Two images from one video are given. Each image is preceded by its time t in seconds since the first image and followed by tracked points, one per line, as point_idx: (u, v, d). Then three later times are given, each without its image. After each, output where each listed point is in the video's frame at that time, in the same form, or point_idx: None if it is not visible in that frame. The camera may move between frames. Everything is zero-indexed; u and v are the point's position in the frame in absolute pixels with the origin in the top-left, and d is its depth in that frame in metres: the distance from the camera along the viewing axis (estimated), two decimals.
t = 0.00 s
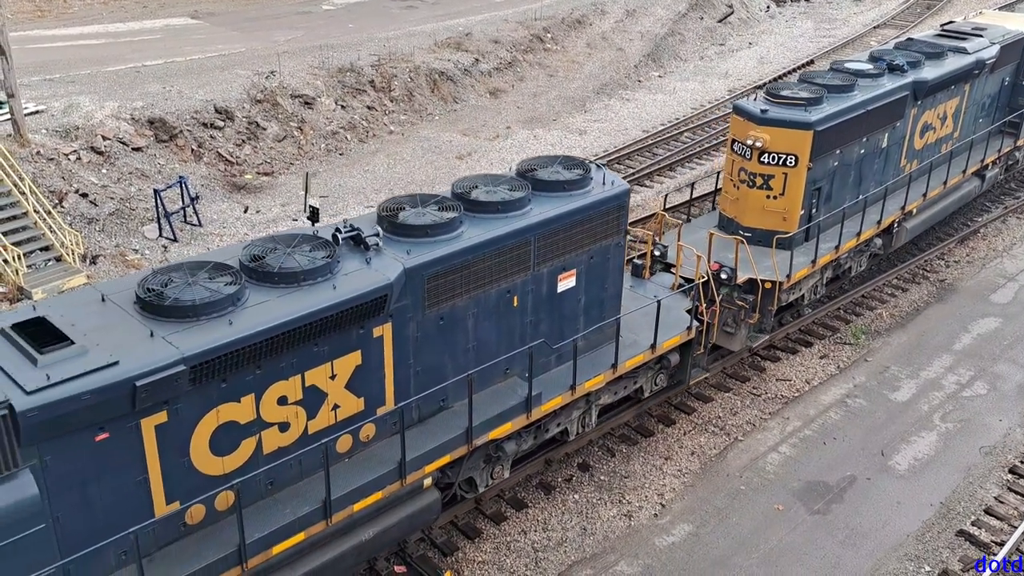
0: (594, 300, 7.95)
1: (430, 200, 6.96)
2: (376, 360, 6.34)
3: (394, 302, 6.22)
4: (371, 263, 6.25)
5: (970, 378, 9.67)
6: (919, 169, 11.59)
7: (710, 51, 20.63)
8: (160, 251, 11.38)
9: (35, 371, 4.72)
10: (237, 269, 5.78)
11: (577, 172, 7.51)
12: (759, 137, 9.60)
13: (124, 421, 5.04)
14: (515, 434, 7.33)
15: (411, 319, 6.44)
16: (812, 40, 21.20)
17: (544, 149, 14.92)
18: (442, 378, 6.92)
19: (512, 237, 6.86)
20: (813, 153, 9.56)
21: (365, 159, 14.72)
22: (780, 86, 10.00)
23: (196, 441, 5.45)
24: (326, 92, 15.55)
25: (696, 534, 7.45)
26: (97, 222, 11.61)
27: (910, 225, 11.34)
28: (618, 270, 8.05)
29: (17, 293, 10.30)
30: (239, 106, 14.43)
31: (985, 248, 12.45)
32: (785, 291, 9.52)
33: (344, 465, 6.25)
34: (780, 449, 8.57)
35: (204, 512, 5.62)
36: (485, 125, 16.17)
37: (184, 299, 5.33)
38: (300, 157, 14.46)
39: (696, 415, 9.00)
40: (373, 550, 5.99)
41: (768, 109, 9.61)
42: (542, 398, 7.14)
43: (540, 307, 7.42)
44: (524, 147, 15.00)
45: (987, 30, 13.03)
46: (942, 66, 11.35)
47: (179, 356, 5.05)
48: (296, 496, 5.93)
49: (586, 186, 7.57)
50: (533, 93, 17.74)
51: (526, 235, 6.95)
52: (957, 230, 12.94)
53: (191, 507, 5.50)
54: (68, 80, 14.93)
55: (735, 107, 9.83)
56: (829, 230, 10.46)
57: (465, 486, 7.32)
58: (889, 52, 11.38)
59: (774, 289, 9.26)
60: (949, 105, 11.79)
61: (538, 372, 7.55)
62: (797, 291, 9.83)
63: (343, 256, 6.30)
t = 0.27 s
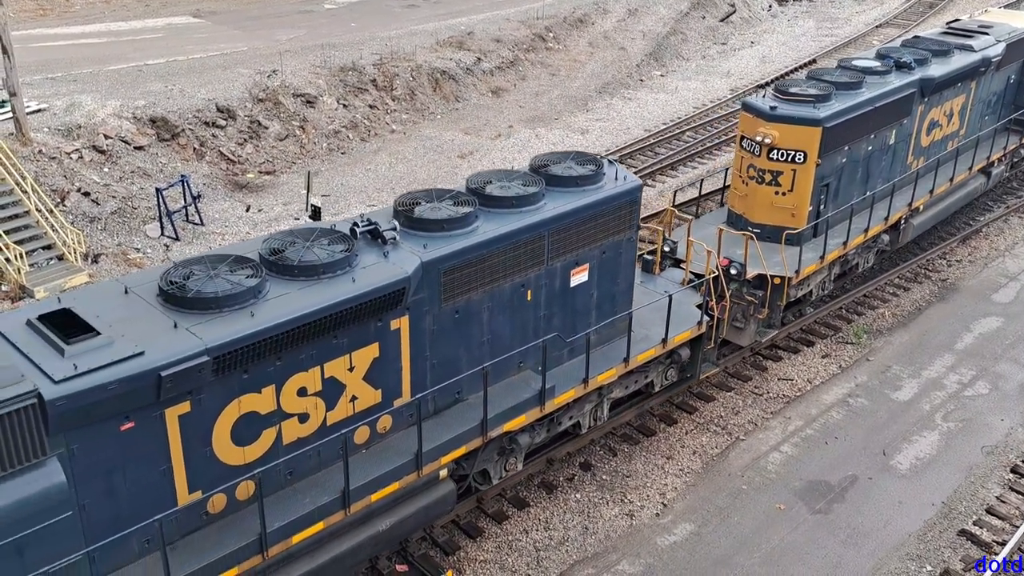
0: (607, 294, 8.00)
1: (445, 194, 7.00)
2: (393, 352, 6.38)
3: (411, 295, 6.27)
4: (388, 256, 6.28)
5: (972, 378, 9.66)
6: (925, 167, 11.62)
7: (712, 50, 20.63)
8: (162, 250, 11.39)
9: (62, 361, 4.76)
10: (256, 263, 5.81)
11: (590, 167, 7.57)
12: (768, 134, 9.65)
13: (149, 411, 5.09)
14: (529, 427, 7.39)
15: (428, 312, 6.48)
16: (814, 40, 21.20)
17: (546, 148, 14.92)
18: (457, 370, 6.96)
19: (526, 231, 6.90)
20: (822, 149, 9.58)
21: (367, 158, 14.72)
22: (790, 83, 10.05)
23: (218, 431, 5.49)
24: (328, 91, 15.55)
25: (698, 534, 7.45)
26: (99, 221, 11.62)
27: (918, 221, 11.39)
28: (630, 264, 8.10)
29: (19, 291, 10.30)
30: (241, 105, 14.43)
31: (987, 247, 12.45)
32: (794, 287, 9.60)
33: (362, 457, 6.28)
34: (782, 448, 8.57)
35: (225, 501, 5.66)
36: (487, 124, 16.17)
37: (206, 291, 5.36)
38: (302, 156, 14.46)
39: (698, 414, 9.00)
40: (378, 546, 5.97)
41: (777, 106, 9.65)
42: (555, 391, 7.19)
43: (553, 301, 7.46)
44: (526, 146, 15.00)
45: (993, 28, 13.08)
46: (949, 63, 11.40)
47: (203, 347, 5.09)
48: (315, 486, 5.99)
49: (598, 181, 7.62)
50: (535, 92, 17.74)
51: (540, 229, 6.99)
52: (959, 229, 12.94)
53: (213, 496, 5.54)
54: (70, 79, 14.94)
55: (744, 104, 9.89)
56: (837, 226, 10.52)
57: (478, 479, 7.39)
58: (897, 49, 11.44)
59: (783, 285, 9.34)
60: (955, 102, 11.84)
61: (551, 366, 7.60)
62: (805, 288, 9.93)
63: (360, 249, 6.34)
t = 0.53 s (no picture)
0: (619, 290, 8.07)
1: (460, 190, 7.10)
2: (410, 346, 6.51)
3: (428, 289, 6.38)
4: (406, 251, 6.39)
5: (973, 379, 9.66)
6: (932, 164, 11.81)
7: (714, 50, 20.64)
8: (163, 249, 11.38)
9: (88, 351, 4.89)
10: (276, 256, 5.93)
11: (603, 164, 7.64)
12: (777, 132, 9.90)
13: (172, 402, 5.24)
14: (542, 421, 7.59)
15: (443, 306, 6.60)
16: (815, 40, 21.21)
17: (547, 148, 14.92)
18: (472, 364, 7.08)
19: (540, 226, 6.99)
20: (830, 147, 9.79)
21: (369, 157, 14.73)
22: (797, 81, 10.22)
23: (239, 422, 5.65)
24: (330, 90, 15.55)
25: (699, 534, 7.44)
26: (100, 219, 11.63)
27: (924, 219, 11.53)
28: (642, 261, 8.17)
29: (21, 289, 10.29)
30: (243, 104, 14.43)
31: (988, 248, 12.46)
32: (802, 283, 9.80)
33: (378, 448, 6.43)
34: (783, 448, 8.56)
35: (245, 491, 5.83)
36: (489, 124, 16.18)
37: (228, 284, 5.49)
38: (304, 155, 14.46)
39: (699, 414, 8.99)
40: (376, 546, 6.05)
41: (786, 104, 9.89)
42: (567, 385, 7.32)
43: (566, 296, 7.56)
44: (527, 146, 15.01)
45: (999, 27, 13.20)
46: (955, 62, 11.56)
47: (225, 338, 5.22)
48: (333, 477, 6.14)
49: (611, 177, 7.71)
50: (537, 92, 17.75)
51: (553, 224, 7.09)
52: (960, 230, 12.95)
53: (233, 486, 5.70)
54: (71, 78, 14.94)
55: (753, 102, 10.11)
56: (845, 224, 10.69)
57: (492, 470, 7.56)
58: (903, 48, 11.61)
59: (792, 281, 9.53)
60: (961, 101, 12.00)
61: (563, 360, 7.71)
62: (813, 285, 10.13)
63: (378, 243, 6.47)
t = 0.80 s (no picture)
0: (629, 285, 8.22)
1: (474, 185, 7.16)
2: (426, 339, 6.59)
3: (444, 283, 6.48)
4: (422, 245, 6.49)
5: (975, 380, 9.64)
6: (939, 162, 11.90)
7: (716, 50, 20.64)
8: (165, 248, 11.39)
9: (113, 342, 4.97)
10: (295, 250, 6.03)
11: (615, 160, 7.76)
12: (786, 129, 9.97)
13: (195, 393, 5.33)
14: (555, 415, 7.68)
15: (459, 300, 6.69)
16: (817, 40, 21.21)
17: (549, 147, 14.93)
18: (486, 357, 7.18)
19: (554, 221, 7.10)
20: (839, 145, 9.87)
21: (370, 156, 14.75)
22: (806, 79, 10.27)
23: (260, 412, 5.74)
24: (332, 90, 15.57)
25: (700, 534, 7.43)
26: (103, 219, 11.65)
27: (931, 216, 11.63)
28: (651, 257, 8.32)
29: (23, 287, 10.30)
30: (245, 103, 14.45)
31: (990, 248, 12.44)
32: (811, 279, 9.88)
33: (394, 440, 6.51)
34: (784, 449, 8.55)
35: (265, 481, 5.92)
36: (491, 123, 16.20)
37: (249, 277, 5.58)
38: (306, 154, 14.48)
39: (700, 414, 8.98)
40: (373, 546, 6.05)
41: (794, 102, 9.95)
42: (580, 379, 7.42)
43: (579, 291, 7.67)
44: (529, 146, 15.02)
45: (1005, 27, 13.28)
46: (962, 61, 11.65)
47: (247, 330, 5.31)
48: (350, 468, 6.22)
49: (623, 174, 7.83)
50: (539, 91, 17.76)
51: (567, 220, 7.20)
52: (963, 230, 12.93)
53: (253, 476, 5.79)
54: (74, 77, 14.97)
55: (762, 100, 10.17)
56: (853, 221, 10.77)
57: (505, 463, 7.64)
58: (911, 47, 11.69)
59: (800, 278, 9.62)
60: (968, 100, 12.09)
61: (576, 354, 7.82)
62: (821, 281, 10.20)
63: (394, 238, 6.57)
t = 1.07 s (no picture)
0: (640, 280, 8.29)
1: (487, 181, 7.25)
2: (441, 332, 6.66)
3: (459, 277, 6.56)
4: (438, 240, 6.55)
5: (975, 379, 9.65)
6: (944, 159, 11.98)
7: (716, 49, 20.64)
8: (166, 248, 11.38)
9: (137, 335, 5.06)
10: (313, 245, 6.09)
11: (625, 156, 7.84)
12: (794, 126, 10.01)
13: (217, 384, 5.40)
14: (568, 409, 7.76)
15: (473, 294, 6.76)
16: (817, 40, 21.21)
17: (550, 147, 14.93)
18: (499, 351, 7.25)
19: (567, 217, 7.18)
20: (846, 142, 9.94)
21: (371, 156, 14.74)
22: (813, 77, 10.34)
23: (279, 404, 5.81)
24: (333, 90, 15.56)
25: (701, 534, 7.44)
26: (103, 219, 11.64)
27: (936, 213, 11.70)
28: (662, 252, 8.39)
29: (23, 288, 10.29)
30: (245, 103, 14.43)
31: (991, 248, 12.45)
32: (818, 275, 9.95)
33: (411, 433, 6.57)
34: (785, 448, 8.56)
35: (284, 473, 5.97)
36: (491, 123, 16.20)
37: (268, 271, 5.65)
38: (306, 154, 14.46)
39: (701, 414, 8.99)
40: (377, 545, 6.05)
41: (802, 99, 10.01)
42: (592, 373, 7.49)
43: (590, 286, 7.75)
44: (530, 145, 15.01)
45: (1009, 26, 13.37)
46: (967, 59, 11.73)
47: (268, 323, 5.38)
48: (367, 460, 6.27)
49: (633, 170, 7.91)
50: (540, 91, 17.76)
51: (580, 215, 7.28)
52: (963, 230, 12.94)
53: (273, 468, 5.85)
54: (74, 77, 14.95)
55: (769, 98, 10.23)
56: (859, 217, 10.84)
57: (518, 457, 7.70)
58: (916, 45, 11.77)
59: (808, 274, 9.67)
60: (972, 97, 12.17)
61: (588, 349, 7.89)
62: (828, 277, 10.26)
63: (410, 234, 6.63)
